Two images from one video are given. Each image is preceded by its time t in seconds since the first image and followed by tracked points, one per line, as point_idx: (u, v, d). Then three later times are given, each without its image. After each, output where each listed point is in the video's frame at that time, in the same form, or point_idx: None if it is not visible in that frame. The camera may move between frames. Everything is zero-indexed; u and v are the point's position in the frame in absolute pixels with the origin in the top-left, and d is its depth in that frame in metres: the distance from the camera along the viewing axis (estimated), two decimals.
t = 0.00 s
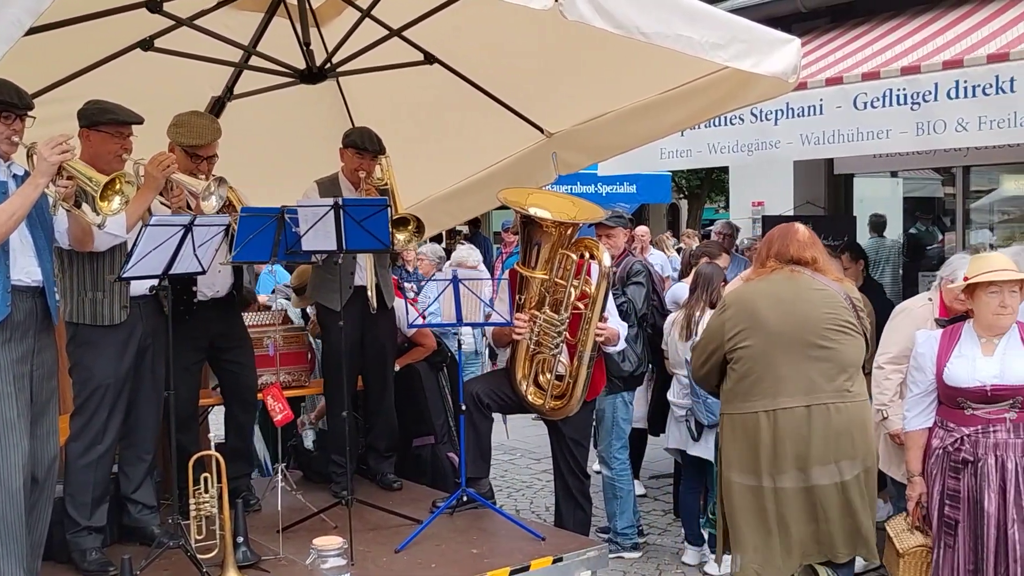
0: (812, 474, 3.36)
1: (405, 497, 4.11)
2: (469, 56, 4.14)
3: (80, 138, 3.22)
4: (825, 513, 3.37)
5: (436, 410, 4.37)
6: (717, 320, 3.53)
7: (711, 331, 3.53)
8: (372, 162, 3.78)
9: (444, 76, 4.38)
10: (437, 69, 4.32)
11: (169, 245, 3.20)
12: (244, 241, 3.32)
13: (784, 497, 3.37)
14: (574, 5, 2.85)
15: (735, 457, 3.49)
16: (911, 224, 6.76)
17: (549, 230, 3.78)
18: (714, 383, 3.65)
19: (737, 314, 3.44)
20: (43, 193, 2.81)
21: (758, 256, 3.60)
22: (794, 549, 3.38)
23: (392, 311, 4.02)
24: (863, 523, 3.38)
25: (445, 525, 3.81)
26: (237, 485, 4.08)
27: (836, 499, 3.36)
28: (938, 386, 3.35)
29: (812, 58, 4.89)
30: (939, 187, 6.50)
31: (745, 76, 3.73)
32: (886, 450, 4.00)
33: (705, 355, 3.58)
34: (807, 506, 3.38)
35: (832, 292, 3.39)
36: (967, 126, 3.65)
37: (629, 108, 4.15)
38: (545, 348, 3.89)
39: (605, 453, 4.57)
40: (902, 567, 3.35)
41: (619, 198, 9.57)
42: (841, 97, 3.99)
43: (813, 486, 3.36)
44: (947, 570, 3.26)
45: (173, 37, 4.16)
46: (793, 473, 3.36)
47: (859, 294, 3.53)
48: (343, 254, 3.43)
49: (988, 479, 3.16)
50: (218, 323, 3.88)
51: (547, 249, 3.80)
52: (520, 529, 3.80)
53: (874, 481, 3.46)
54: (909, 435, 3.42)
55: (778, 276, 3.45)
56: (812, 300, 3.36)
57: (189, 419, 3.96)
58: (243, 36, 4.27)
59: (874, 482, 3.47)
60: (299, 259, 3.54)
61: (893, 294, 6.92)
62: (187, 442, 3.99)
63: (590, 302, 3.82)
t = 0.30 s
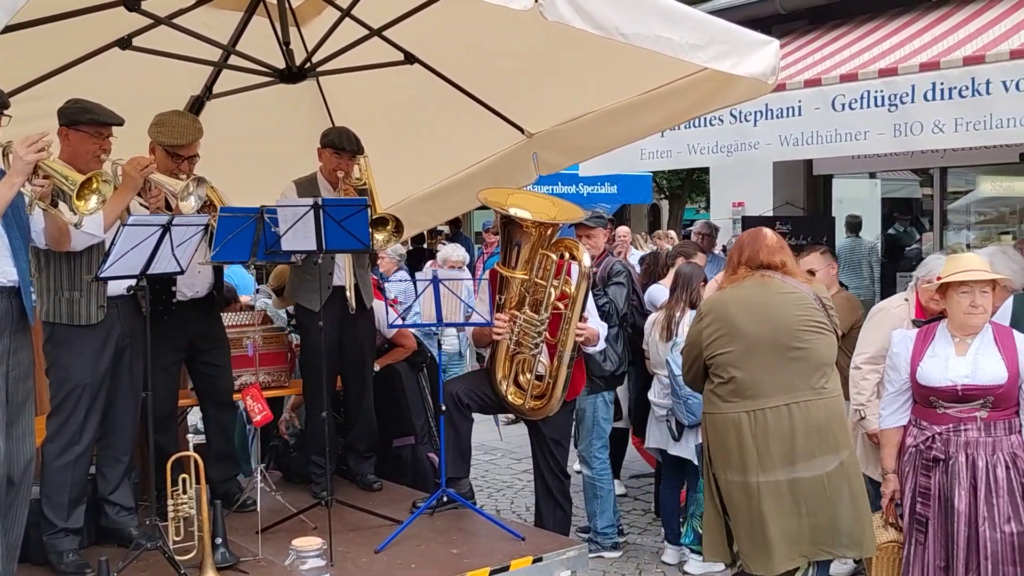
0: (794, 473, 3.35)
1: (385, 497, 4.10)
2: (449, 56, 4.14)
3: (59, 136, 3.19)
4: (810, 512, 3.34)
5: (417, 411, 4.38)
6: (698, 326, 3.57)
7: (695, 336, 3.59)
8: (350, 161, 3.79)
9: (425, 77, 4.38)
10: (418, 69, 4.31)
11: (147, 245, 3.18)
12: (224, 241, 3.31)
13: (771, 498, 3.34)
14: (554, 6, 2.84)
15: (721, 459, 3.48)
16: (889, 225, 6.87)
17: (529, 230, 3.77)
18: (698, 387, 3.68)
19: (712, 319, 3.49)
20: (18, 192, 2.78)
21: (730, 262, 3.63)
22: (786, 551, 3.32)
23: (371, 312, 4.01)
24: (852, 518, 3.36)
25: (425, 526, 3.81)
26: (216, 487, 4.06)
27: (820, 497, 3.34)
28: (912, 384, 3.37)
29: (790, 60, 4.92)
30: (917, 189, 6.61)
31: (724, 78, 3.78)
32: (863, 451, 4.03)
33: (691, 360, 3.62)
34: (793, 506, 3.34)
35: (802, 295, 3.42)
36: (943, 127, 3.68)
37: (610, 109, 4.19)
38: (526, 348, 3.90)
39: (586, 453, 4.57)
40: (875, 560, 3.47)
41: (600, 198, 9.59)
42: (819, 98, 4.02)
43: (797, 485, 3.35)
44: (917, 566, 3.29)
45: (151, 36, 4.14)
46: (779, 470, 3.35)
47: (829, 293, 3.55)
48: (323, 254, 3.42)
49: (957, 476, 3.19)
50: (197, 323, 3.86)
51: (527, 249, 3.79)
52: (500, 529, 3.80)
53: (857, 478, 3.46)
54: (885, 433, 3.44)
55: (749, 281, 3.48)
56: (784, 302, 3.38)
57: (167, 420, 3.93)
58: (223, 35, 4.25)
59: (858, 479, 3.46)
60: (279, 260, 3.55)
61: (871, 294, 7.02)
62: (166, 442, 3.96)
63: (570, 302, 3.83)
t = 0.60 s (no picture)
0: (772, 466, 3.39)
1: (367, 497, 4.10)
2: (433, 56, 4.13)
3: (40, 135, 3.17)
4: (786, 500, 3.40)
5: (399, 411, 4.37)
6: (681, 324, 3.56)
7: (677, 334, 3.57)
8: (333, 161, 3.77)
9: (408, 77, 4.38)
10: (400, 69, 4.31)
11: (127, 244, 3.16)
12: (205, 240, 3.29)
13: (751, 488, 3.38)
14: (534, 6, 2.84)
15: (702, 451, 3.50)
16: (870, 226, 6.98)
17: (511, 230, 3.78)
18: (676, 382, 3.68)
19: (696, 316, 3.49)
20: None
21: (713, 263, 3.65)
22: (761, 539, 3.38)
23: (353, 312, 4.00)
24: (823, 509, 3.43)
25: (407, 526, 3.80)
26: (197, 488, 4.04)
27: (796, 488, 3.40)
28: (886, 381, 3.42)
29: (771, 60, 4.95)
30: (898, 189, 6.68)
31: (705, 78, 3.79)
32: (843, 451, 4.05)
33: (671, 356, 3.61)
34: (770, 498, 3.39)
35: (785, 293, 3.45)
36: (922, 129, 3.71)
37: (593, 109, 4.20)
38: (508, 348, 3.90)
39: (568, 453, 4.58)
40: (850, 554, 3.45)
41: (582, 198, 9.61)
42: (799, 99, 4.04)
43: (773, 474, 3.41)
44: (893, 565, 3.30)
45: (132, 34, 4.11)
46: (757, 464, 3.38)
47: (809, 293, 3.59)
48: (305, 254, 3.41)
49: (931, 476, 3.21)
50: (180, 323, 3.85)
51: (508, 249, 3.80)
52: (482, 529, 3.80)
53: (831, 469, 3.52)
54: (859, 428, 3.49)
55: (733, 280, 3.50)
56: (768, 301, 3.41)
57: (148, 421, 3.91)
58: (204, 34, 4.23)
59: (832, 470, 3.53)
60: (261, 259, 3.48)
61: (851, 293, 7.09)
62: (147, 442, 3.94)
63: (552, 301, 3.83)
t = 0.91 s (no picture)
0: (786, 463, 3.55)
1: (350, 498, 4.09)
2: (416, 55, 4.12)
3: (20, 134, 3.15)
4: (792, 494, 3.57)
5: (381, 412, 4.36)
6: (705, 327, 3.55)
7: (705, 338, 3.53)
8: (320, 160, 3.77)
9: (391, 77, 4.38)
10: (384, 69, 4.31)
11: (108, 244, 3.14)
12: (187, 240, 3.27)
13: (766, 484, 3.54)
14: (517, 7, 2.83)
15: (721, 450, 3.55)
16: (851, 227, 7.02)
17: (494, 230, 3.77)
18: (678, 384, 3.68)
19: (726, 319, 3.52)
20: None
21: (714, 268, 3.74)
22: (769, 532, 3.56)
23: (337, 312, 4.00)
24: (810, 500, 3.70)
25: (390, 526, 3.80)
26: (179, 488, 4.02)
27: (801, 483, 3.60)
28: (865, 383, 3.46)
29: (753, 62, 4.97)
30: (878, 190, 6.74)
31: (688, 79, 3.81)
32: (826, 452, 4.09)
33: (688, 360, 3.57)
34: (781, 493, 3.56)
35: (799, 294, 3.67)
36: (902, 130, 3.74)
37: (575, 109, 4.20)
38: (491, 348, 3.89)
39: (552, 452, 4.59)
40: (826, 554, 3.50)
41: (566, 199, 9.63)
42: (781, 101, 4.06)
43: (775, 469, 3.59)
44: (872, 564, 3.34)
45: (113, 33, 4.09)
46: (775, 460, 3.54)
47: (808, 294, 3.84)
48: (287, 254, 3.40)
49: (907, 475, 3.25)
50: (163, 323, 3.83)
51: (491, 250, 3.79)
52: (465, 529, 3.80)
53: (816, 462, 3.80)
54: (837, 429, 3.51)
55: (753, 281, 3.62)
56: (787, 302, 3.57)
57: (129, 421, 3.87)
58: (187, 33, 4.21)
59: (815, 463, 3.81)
60: (242, 260, 3.47)
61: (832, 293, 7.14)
62: (128, 443, 3.91)
63: (535, 302, 3.84)
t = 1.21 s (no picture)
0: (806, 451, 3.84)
1: (333, 498, 4.09)
2: (401, 55, 4.12)
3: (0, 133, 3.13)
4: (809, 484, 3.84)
5: (364, 412, 4.36)
6: (733, 322, 3.79)
7: (737, 332, 3.76)
8: (309, 159, 3.76)
9: (376, 77, 4.38)
10: (368, 69, 4.30)
11: (90, 243, 3.13)
12: (169, 240, 3.24)
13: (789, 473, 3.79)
14: (501, 8, 2.84)
15: (752, 444, 3.77)
16: (833, 227, 7.01)
17: (477, 230, 3.76)
18: (703, 380, 3.86)
19: (753, 313, 3.77)
20: None
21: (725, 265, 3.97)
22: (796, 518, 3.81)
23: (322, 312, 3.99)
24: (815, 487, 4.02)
25: (373, 526, 3.80)
26: (162, 489, 4.00)
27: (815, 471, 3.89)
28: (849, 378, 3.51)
29: (735, 64, 5.01)
30: (860, 191, 6.78)
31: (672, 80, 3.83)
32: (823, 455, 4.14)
33: (720, 357, 3.78)
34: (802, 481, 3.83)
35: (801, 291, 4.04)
36: (882, 132, 3.78)
37: (559, 110, 4.22)
38: (476, 348, 3.89)
39: (536, 452, 4.58)
40: (801, 528, 3.29)
41: (550, 199, 9.64)
42: (763, 102, 4.09)
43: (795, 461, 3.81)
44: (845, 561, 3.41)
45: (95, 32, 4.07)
46: (799, 449, 3.81)
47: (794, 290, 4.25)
48: (270, 255, 3.40)
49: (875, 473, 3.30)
50: (146, 323, 3.81)
51: (475, 249, 3.78)
52: (449, 529, 3.80)
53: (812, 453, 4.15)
54: (816, 416, 3.53)
55: (770, 279, 3.91)
56: (797, 298, 3.91)
57: (111, 422, 3.85)
58: (170, 32, 4.20)
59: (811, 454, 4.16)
60: (224, 260, 3.48)
61: (814, 293, 7.20)
62: (111, 444, 3.88)
63: (519, 302, 3.85)
